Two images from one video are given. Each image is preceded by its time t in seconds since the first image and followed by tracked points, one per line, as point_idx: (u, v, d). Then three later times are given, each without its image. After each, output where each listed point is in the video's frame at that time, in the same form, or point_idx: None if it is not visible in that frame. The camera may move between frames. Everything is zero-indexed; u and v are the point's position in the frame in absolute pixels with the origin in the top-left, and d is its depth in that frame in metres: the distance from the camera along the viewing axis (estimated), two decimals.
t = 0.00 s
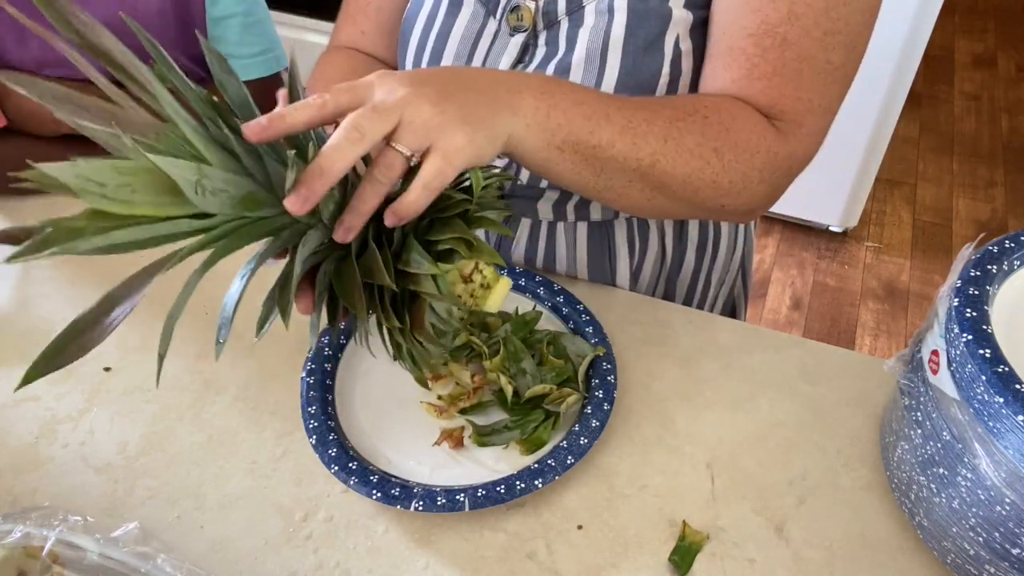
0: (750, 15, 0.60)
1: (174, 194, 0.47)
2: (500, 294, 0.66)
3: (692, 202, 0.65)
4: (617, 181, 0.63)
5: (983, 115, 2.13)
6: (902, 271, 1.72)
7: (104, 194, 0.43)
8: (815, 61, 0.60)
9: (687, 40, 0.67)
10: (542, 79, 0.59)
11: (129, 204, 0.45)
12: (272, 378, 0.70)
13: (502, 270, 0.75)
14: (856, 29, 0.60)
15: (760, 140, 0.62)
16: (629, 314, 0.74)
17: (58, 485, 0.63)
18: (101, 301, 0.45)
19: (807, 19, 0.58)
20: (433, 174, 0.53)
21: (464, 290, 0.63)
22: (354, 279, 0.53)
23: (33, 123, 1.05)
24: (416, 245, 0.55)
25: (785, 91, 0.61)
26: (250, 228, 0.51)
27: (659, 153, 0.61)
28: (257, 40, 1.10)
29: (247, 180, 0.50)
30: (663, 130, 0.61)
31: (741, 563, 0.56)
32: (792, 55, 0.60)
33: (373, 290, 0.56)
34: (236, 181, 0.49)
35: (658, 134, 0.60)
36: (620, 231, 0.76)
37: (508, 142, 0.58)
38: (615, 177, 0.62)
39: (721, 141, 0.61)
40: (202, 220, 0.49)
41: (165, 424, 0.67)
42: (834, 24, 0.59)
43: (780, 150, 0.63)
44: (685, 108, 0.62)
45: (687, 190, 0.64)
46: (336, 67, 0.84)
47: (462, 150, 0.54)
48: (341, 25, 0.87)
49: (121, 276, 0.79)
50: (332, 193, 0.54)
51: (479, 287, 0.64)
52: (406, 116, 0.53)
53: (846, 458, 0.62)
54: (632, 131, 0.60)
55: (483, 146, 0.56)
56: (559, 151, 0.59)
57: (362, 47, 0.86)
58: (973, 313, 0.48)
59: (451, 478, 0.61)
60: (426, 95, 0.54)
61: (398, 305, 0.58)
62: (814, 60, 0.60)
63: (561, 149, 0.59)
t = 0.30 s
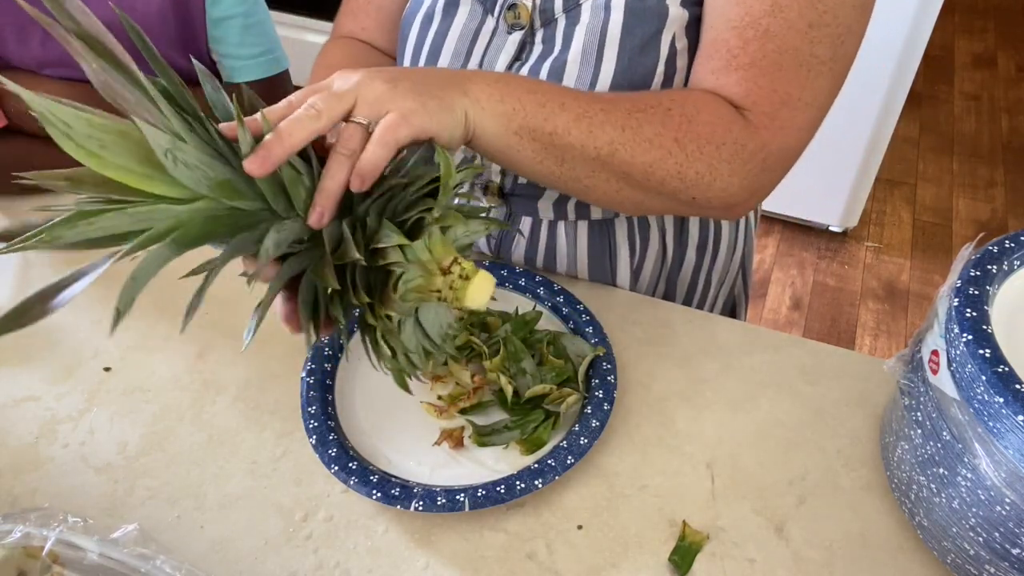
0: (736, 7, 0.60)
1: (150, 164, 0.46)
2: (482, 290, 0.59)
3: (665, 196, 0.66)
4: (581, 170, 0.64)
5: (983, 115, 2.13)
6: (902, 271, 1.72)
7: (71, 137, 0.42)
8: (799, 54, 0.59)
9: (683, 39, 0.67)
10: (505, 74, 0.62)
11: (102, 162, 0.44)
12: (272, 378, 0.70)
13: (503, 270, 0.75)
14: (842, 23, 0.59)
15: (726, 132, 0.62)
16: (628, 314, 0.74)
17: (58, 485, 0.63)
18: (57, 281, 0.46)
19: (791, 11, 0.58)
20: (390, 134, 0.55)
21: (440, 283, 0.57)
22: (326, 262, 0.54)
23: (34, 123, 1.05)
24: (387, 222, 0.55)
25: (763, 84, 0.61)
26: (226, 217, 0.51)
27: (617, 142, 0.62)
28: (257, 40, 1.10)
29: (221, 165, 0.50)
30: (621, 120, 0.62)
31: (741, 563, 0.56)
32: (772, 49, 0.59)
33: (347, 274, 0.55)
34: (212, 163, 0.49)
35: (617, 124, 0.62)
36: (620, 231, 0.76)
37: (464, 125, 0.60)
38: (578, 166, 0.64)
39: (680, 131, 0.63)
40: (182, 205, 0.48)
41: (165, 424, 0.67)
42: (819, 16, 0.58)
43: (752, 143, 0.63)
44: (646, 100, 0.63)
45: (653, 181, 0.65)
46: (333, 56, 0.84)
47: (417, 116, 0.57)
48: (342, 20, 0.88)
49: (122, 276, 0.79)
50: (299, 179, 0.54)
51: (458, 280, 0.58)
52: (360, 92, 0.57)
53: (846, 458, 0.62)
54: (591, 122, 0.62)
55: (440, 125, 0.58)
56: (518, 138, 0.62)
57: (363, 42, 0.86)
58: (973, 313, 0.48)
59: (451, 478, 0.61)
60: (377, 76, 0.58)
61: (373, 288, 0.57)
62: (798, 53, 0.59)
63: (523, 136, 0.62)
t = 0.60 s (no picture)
0: (742, 18, 0.60)
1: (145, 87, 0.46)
2: (477, 237, 0.54)
3: (672, 200, 0.67)
4: (589, 171, 0.65)
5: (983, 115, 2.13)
6: (902, 271, 1.72)
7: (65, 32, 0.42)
8: (805, 64, 0.60)
9: (689, 46, 0.68)
10: (516, 72, 0.63)
11: (96, 68, 0.44)
12: (272, 378, 0.70)
13: (503, 270, 0.75)
14: (848, 33, 0.59)
15: (734, 138, 0.63)
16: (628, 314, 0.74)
17: (58, 485, 0.63)
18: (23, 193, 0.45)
19: (797, 21, 0.58)
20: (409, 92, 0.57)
21: (432, 226, 0.54)
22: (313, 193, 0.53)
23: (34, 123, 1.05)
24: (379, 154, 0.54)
25: (769, 93, 0.61)
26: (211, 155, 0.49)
27: (625, 144, 0.63)
28: (257, 40, 1.10)
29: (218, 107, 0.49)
30: (630, 122, 0.62)
31: (741, 563, 0.56)
32: (780, 59, 0.60)
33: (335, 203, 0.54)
34: (203, 96, 0.48)
35: (626, 126, 0.62)
36: (620, 233, 0.76)
37: (476, 116, 0.61)
38: (586, 166, 0.65)
39: (688, 134, 0.63)
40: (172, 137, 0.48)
41: (165, 424, 0.67)
42: (826, 27, 0.58)
43: (759, 151, 0.63)
44: (656, 103, 0.64)
45: (660, 184, 0.65)
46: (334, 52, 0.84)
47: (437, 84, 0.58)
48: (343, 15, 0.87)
49: (122, 276, 0.79)
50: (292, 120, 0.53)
51: (450, 224, 0.55)
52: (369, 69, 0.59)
53: (846, 458, 0.62)
54: (599, 124, 0.62)
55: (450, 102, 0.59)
56: (528, 133, 0.62)
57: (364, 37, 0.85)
58: (973, 313, 0.48)
59: (451, 479, 0.61)
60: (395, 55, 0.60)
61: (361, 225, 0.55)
62: (804, 63, 0.60)
63: (533, 138, 0.63)
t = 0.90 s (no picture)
0: (738, 22, 0.60)
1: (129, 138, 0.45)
2: (451, 292, 0.56)
3: (673, 207, 0.68)
4: (590, 181, 0.66)
5: (983, 115, 2.13)
6: (902, 271, 1.72)
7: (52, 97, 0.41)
8: (803, 70, 0.60)
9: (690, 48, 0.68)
10: (516, 83, 0.63)
11: (81, 129, 0.43)
12: (273, 378, 0.70)
13: (503, 270, 0.75)
14: (846, 37, 0.59)
15: (735, 147, 0.63)
16: (628, 315, 0.74)
17: (58, 485, 0.63)
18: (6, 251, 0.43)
19: (795, 27, 0.58)
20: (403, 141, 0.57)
21: (411, 282, 0.55)
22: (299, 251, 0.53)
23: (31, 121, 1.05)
24: (363, 217, 0.54)
25: (767, 99, 0.62)
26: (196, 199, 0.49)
27: (625, 156, 0.64)
28: (257, 41, 1.11)
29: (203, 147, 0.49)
30: (630, 134, 0.63)
31: (741, 563, 0.56)
32: (777, 65, 0.60)
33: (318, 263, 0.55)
34: (191, 144, 0.48)
35: (625, 138, 0.63)
36: (621, 234, 0.76)
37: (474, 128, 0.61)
38: (586, 176, 0.66)
39: (687, 146, 0.64)
40: (156, 181, 0.47)
41: (165, 424, 0.67)
42: (823, 32, 0.58)
43: (758, 159, 0.64)
44: (656, 112, 0.64)
45: (661, 195, 0.66)
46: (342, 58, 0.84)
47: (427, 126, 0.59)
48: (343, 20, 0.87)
49: (122, 276, 0.80)
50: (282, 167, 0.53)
51: (427, 280, 0.55)
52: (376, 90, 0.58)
53: (846, 458, 0.62)
54: (600, 136, 0.63)
55: (449, 134, 0.61)
56: (527, 149, 0.64)
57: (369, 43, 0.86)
58: (973, 313, 0.48)
59: (451, 478, 0.61)
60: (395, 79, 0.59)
61: (344, 281, 0.56)
62: (802, 68, 0.60)
63: (531, 149, 0.64)
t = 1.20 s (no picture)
0: (746, 32, 0.61)
1: (68, 157, 0.42)
2: (409, 298, 0.56)
3: (675, 215, 0.68)
4: (594, 188, 0.67)
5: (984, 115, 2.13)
6: (902, 271, 1.72)
7: None
8: (813, 77, 0.60)
9: (698, 56, 0.68)
10: (520, 96, 0.65)
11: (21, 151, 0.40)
12: (273, 378, 0.70)
13: (503, 270, 0.74)
14: (856, 44, 0.59)
15: (737, 156, 0.63)
16: (628, 315, 0.74)
17: (58, 485, 0.63)
18: None
19: (803, 35, 0.58)
20: (399, 143, 0.61)
21: (367, 290, 0.54)
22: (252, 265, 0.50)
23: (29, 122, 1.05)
24: (315, 225, 0.52)
25: (778, 104, 0.62)
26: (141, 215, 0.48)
27: (624, 167, 0.64)
28: (257, 40, 1.12)
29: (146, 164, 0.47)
30: (628, 144, 0.64)
31: (741, 563, 0.56)
32: (785, 74, 0.60)
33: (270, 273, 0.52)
34: (136, 159, 0.46)
35: (624, 147, 0.64)
36: (622, 235, 0.76)
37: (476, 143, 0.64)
38: (591, 184, 0.67)
39: (687, 156, 0.64)
40: (102, 201, 0.45)
41: (164, 424, 0.67)
42: (834, 38, 0.58)
43: (764, 165, 0.64)
44: (659, 120, 0.64)
45: (664, 203, 0.67)
46: (332, 64, 0.85)
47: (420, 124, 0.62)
48: (337, 27, 0.87)
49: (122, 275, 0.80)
50: (242, 183, 0.49)
51: (385, 288, 0.55)
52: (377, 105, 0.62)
53: (846, 458, 0.62)
54: (600, 146, 0.64)
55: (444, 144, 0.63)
56: (529, 159, 0.65)
57: (362, 48, 0.86)
58: (973, 313, 0.48)
59: (452, 479, 0.61)
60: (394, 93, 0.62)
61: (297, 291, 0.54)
62: (812, 76, 0.60)
63: (530, 158, 0.65)
